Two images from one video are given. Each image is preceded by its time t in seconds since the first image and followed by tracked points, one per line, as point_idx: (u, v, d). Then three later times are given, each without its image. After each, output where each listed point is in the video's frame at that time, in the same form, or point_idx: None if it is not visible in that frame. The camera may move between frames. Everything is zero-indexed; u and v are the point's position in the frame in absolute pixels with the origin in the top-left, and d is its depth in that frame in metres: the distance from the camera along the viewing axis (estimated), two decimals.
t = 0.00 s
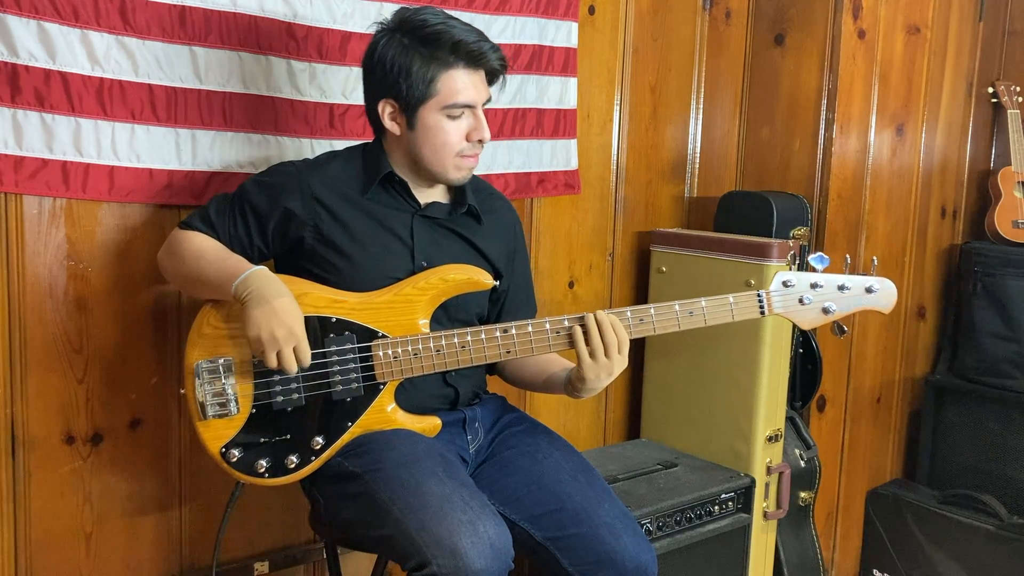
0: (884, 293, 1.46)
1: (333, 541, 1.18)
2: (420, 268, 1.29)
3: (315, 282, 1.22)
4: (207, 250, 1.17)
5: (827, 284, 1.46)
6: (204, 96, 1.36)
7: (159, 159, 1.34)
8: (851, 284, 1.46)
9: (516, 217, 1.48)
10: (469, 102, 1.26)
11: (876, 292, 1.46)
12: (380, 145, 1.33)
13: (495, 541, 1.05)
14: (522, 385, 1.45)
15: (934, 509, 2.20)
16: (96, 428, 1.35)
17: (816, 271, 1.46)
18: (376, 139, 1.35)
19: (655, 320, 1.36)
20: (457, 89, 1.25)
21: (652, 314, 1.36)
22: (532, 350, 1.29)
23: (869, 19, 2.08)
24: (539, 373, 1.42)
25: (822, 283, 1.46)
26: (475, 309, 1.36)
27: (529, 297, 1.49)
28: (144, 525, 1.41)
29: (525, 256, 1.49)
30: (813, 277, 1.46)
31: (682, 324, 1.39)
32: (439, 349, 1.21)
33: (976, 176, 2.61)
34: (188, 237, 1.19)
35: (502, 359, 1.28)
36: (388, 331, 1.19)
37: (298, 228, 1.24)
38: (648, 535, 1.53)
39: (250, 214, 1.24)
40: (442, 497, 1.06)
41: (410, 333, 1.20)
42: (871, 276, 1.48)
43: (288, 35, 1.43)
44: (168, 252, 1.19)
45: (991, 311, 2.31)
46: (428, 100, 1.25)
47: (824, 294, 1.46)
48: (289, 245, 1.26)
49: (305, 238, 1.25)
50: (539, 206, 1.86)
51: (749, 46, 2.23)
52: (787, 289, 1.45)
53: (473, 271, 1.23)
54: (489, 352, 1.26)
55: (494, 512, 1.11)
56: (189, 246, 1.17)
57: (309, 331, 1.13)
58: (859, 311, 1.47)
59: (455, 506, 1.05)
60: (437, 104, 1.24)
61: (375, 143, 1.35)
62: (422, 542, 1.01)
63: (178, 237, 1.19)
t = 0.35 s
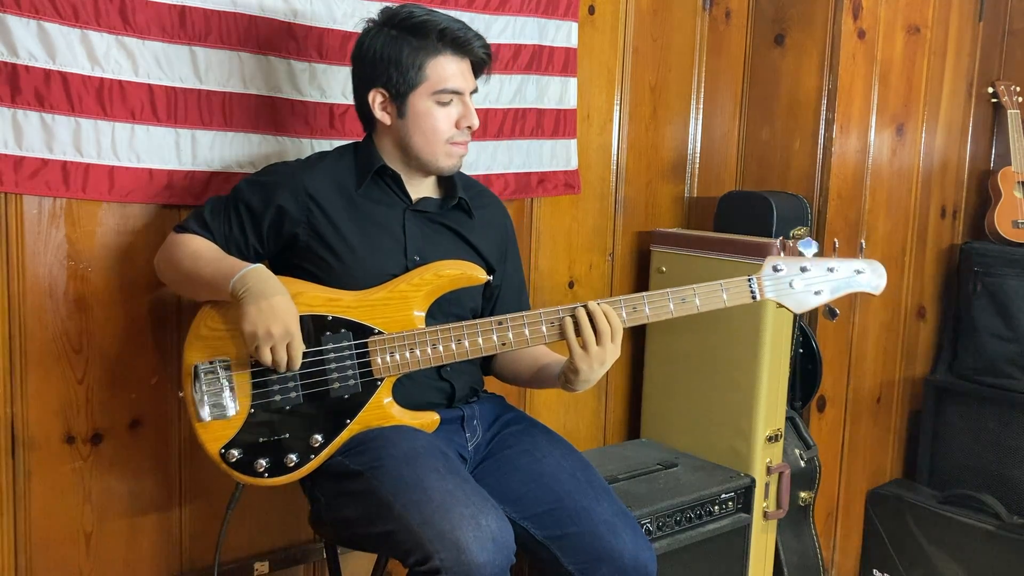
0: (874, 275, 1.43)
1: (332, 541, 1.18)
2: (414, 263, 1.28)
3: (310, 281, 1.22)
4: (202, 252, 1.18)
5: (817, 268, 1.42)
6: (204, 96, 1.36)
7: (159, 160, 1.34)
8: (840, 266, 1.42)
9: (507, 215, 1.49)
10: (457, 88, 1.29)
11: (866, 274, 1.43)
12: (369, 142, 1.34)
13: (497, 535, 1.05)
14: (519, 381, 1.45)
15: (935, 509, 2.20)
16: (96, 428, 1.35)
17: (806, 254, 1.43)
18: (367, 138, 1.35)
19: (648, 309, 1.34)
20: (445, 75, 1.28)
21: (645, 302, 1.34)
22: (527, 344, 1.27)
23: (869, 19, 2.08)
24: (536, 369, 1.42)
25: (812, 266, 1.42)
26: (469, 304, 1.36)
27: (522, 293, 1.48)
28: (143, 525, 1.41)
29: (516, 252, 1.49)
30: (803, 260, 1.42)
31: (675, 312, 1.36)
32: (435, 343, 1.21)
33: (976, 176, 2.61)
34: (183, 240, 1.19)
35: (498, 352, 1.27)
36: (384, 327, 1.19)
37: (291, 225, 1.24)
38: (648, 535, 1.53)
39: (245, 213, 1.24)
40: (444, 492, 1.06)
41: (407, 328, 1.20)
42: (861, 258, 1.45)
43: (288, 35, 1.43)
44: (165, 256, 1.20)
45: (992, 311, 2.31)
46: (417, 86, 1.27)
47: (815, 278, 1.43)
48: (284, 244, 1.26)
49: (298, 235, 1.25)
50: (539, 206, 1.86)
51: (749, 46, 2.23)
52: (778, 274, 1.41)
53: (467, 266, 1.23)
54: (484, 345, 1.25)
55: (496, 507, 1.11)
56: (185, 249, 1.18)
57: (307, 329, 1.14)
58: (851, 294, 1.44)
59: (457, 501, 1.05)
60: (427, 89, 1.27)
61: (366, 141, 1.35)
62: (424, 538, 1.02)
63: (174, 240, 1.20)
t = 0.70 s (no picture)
0: (867, 266, 1.42)
1: (333, 540, 1.18)
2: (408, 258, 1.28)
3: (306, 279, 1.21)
4: (201, 253, 1.18)
5: (810, 260, 1.42)
6: (204, 96, 1.36)
7: (159, 160, 1.34)
8: (833, 259, 1.42)
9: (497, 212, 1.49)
10: (451, 84, 1.30)
11: (859, 266, 1.42)
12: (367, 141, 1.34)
13: (501, 529, 1.05)
14: (517, 380, 1.44)
15: (934, 509, 2.20)
16: (96, 428, 1.35)
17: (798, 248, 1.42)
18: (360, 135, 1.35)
19: (644, 303, 1.35)
20: (439, 70, 1.29)
21: (641, 297, 1.35)
22: (524, 335, 1.27)
23: (869, 19, 2.08)
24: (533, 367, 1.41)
25: (804, 259, 1.42)
26: (463, 300, 1.36)
27: (515, 290, 1.48)
28: (143, 525, 1.41)
29: (508, 249, 1.49)
30: (795, 254, 1.42)
31: (671, 305, 1.36)
32: (432, 339, 1.21)
33: (976, 176, 2.61)
34: (183, 242, 1.20)
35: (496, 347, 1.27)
36: (382, 324, 1.19)
37: (285, 223, 1.24)
38: (648, 535, 1.53)
39: (239, 215, 1.24)
40: (448, 487, 1.06)
41: (405, 324, 1.20)
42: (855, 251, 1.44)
43: (288, 35, 1.43)
44: (163, 260, 1.20)
45: (992, 312, 2.31)
46: (412, 80, 1.28)
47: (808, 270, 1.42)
48: (278, 244, 1.26)
49: (292, 233, 1.25)
50: (538, 206, 1.86)
51: (749, 46, 2.23)
52: (771, 267, 1.41)
53: (463, 263, 1.24)
54: (481, 340, 1.25)
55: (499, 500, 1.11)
56: (184, 250, 1.19)
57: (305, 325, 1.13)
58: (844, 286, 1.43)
59: (460, 495, 1.05)
60: (421, 84, 1.28)
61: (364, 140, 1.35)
62: (428, 532, 1.02)
63: (172, 243, 1.21)
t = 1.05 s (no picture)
0: (863, 258, 1.42)
1: (333, 540, 1.18)
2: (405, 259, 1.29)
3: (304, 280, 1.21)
4: (200, 254, 1.18)
5: (806, 253, 1.42)
6: (204, 96, 1.36)
7: (159, 160, 1.34)
8: (830, 252, 1.42)
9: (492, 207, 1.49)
10: (448, 90, 1.29)
11: (856, 258, 1.42)
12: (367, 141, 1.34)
13: (506, 524, 1.05)
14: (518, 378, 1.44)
15: (935, 509, 2.20)
16: (96, 428, 1.35)
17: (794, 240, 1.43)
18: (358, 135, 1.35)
19: (642, 299, 1.34)
20: (437, 75, 1.28)
21: (639, 292, 1.34)
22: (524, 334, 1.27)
23: (869, 19, 2.08)
24: (531, 366, 1.42)
25: (801, 251, 1.42)
26: (461, 299, 1.36)
27: (513, 288, 1.48)
28: (144, 525, 1.41)
29: (506, 247, 1.49)
30: (793, 247, 1.42)
31: (669, 300, 1.35)
32: (432, 338, 1.21)
33: (976, 176, 2.61)
34: (181, 243, 1.20)
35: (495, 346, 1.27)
36: (381, 323, 1.19)
37: (282, 225, 1.24)
38: (648, 535, 1.53)
39: (236, 218, 1.24)
40: (452, 484, 1.06)
41: (404, 323, 1.21)
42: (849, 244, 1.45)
43: (288, 35, 1.43)
44: (162, 261, 1.20)
45: (992, 312, 2.31)
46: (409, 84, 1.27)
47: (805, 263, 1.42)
48: (275, 244, 1.26)
49: (289, 234, 1.25)
50: (538, 207, 1.86)
51: (749, 46, 2.23)
52: (768, 261, 1.40)
53: (462, 262, 1.24)
54: (480, 339, 1.25)
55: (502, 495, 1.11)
56: (182, 252, 1.19)
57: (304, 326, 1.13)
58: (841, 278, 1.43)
59: (465, 491, 1.05)
60: (419, 89, 1.27)
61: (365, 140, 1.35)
62: (433, 528, 1.02)
63: (171, 244, 1.21)
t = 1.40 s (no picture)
0: (883, 287, 1.42)
1: (333, 540, 1.18)
2: (415, 266, 1.28)
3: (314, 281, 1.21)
4: (207, 253, 1.18)
5: (825, 279, 1.42)
6: (204, 96, 1.36)
7: (159, 160, 1.34)
8: (849, 278, 1.41)
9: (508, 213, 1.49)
10: (464, 110, 1.25)
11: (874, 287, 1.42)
12: (369, 141, 1.34)
13: (501, 544, 1.05)
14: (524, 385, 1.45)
15: (934, 509, 2.20)
16: (95, 428, 1.35)
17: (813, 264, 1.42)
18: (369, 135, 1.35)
19: (654, 318, 1.33)
20: (454, 95, 1.24)
21: (651, 312, 1.33)
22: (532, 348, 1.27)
23: (869, 19, 2.08)
24: (537, 373, 1.42)
25: (819, 276, 1.41)
26: (469, 306, 1.36)
27: (524, 294, 1.48)
28: (144, 524, 1.41)
29: (519, 254, 1.49)
30: (811, 271, 1.41)
31: (682, 320, 1.35)
32: (439, 345, 1.21)
33: (976, 176, 2.61)
34: (187, 239, 1.19)
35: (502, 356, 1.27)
36: (388, 329, 1.19)
37: (292, 225, 1.24)
38: (648, 535, 1.53)
39: (246, 215, 1.23)
40: (449, 499, 1.06)
41: (411, 330, 1.20)
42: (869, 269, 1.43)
43: (288, 35, 1.43)
44: (167, 255, 1.20)
45: (992, 311, 2.31)
46: (423, 101, 1.24)
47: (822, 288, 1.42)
48: (286, 244, 1.26)
49: (299, 235, 1.25)
50: (538, 206, 1.86)
51: (749, 46, 2.23)
52: (785, 285, 1.40)
53: (472, 270, 1.24)
54: (488, 349, 1.25)
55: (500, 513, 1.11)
56: (188, 249, 1.18)
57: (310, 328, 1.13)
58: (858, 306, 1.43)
59: (461, 509, 1.05)
60: (432, 107, 1.24)
61: (366, 141, 1.35)
62: (428, 544, 1.02)
63: (177, 239, 1.20)
